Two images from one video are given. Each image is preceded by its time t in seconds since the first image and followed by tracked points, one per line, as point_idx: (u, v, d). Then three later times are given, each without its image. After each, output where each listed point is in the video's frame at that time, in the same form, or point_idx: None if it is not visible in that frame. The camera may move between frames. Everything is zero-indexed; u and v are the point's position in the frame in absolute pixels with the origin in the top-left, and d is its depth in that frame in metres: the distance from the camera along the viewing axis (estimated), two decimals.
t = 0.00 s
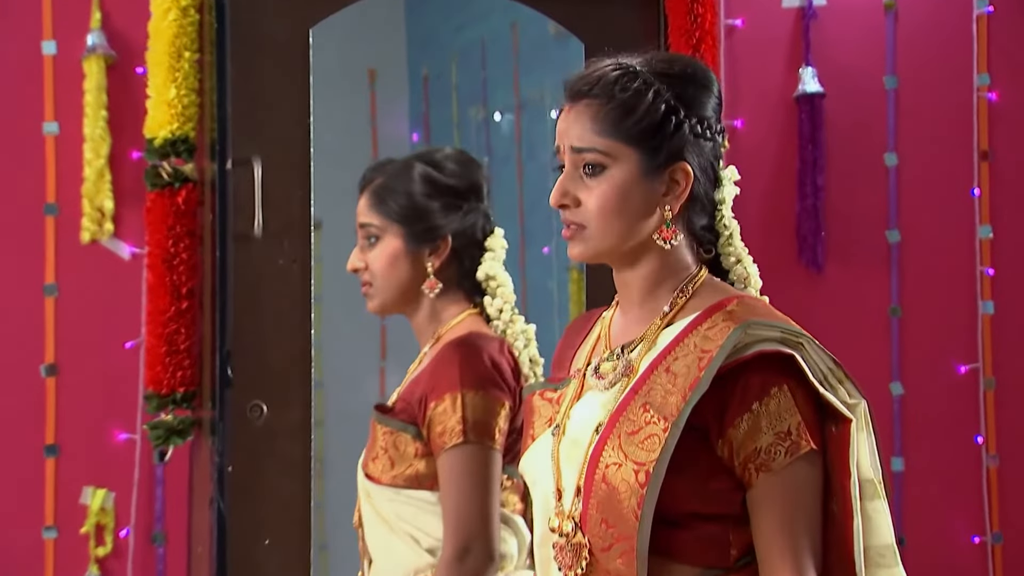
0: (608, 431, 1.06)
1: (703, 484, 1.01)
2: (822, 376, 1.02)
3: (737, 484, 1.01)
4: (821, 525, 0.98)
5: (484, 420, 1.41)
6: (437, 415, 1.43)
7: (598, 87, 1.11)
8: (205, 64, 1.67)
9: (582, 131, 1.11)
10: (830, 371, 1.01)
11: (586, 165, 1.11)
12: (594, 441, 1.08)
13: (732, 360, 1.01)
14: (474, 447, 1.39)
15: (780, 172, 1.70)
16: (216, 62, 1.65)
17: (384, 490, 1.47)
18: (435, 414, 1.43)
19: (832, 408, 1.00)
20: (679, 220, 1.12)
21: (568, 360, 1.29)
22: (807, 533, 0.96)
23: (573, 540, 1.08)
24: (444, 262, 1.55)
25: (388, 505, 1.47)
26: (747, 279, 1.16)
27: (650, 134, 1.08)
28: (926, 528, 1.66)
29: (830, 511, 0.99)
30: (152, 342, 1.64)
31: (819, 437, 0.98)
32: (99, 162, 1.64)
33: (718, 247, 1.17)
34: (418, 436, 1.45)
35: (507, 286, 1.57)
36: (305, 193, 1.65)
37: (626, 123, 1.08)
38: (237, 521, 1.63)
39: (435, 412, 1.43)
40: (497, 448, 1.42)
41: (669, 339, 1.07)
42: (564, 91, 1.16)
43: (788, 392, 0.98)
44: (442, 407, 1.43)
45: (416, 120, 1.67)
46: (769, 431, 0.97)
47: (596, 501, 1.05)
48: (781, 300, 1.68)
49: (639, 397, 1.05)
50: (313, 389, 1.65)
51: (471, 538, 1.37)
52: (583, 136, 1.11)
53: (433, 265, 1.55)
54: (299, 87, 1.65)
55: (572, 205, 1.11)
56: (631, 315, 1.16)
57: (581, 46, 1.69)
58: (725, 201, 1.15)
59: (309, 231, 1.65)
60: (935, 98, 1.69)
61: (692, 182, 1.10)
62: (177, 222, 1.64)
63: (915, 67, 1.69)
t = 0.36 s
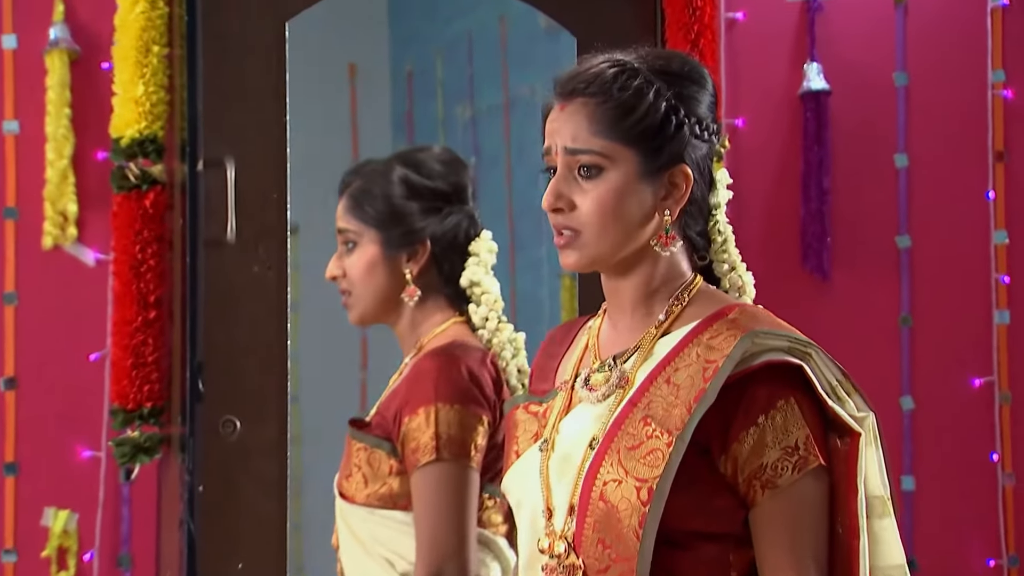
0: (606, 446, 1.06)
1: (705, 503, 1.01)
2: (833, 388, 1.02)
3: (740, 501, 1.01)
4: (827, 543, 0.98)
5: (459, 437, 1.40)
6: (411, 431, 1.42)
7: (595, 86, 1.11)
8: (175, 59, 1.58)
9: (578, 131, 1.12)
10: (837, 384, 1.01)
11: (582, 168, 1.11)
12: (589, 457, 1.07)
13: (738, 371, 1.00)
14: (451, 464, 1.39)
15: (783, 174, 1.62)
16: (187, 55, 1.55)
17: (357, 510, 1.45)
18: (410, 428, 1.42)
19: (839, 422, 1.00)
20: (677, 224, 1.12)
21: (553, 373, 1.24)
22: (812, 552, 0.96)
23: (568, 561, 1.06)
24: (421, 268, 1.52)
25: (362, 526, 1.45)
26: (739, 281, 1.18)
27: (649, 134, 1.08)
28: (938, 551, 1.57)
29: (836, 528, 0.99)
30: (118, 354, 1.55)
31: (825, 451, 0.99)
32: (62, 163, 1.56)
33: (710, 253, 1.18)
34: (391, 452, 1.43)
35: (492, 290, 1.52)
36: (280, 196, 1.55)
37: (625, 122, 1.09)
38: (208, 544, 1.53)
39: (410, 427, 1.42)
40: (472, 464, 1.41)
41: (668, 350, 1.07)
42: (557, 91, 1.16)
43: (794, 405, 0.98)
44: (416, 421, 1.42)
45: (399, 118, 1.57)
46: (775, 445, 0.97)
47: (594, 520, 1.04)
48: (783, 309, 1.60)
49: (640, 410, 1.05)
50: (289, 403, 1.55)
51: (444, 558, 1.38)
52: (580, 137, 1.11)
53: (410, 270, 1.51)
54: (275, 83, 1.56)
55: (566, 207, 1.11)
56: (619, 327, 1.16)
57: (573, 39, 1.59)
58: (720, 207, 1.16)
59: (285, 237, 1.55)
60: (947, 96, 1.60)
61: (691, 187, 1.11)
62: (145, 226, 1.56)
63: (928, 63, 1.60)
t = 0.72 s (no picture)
0: (593, 458, 0.98)
1: (695, 517, 0.95)
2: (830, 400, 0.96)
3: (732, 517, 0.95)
4: (822, 564, 0.92)
5: (438, 448, 1.33)
6: (387, 442, 1.34)
7: (580, 85, 1.06)
8: (145, 54, 1.50)
9: (564, 133, 1.06)
10: (836, 395, 0.96)
11: (568, 170, 1.05)
12: (575, 469, 1.00)
13: (733, 379, 0.94)
14: (428, 477, 1.31)
15: (785, 175, 1.54)
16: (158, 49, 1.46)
17: (332, 525, 1.37)
18: (386, 440, 1.34)
19: (837, 435, 0.94)
20: (667, 229, 1.07)
21: (533, 382, 1.17)
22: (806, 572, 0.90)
23: None
24: (405, 273, 1.43)
25: (336, 543, 1.37)
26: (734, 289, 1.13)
27: (639, 135, 1.03)
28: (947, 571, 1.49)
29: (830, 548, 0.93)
30: (83, 364, 1.48)
31: (821, 466, 0.93)
32: (26, 163, 1.50)
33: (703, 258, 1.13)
34: (367, 464, 1.35)
35: (479, 295, 1.44)
36: (256, 199, 1.47)
37: (614, 123, 1.03)
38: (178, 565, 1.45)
39: (386, 438, 1.34)
40: (451, 478, 1.33)
41: (657, 358, 1.01)
42: (541, 90, 1.10)
43: (790, 417, 0.92)
44: (392, 433, 1.34)
45: (381, 117, 1.49)
46: (770, 458, 0.91)
47: (580, 536, 0.97)
48: (783, 317, 1.53)
49: (628, 420, 0.98)
50: (265, 414, 1.47)
51: None
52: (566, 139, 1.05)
53: (394, 275, 1.43)
54: (251, 79, 1.48)
55: (552, 212, 1.05)
56: (605, 333, 1.10)
57: (564, 33, 1.52)
58: (712, 211, 1.11)
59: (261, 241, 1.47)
60: (957, 93, 1.52)
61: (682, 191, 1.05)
62: (112, 230, 1.48)
63: (937, 59, 1.53)
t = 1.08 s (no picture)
0: (583, 469, 0.95)
1: (690, 531, 0.92)
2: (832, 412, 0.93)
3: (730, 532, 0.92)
4: None
5: (422, 459, 1.27)
6: (370, 453, 1.29)
7: (576, 83, 1.01)
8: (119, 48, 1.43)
9: (559, 133, 1.00)
10: (837, 405, 0.93)
11: (563, 172, 1.00)
12: (565, 480, 0.97)
13: (731, 389, 0.91)
14: (412, 489, 1.26)
15: (794, 175, 1.48)
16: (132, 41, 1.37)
17: (311, 539, 1.32)
18: (368, 450, 1.29)
19: (839, 448, 0.91)
20: (665, 232, 1.03)
21: (519, 390, 1.13)
22: None
23: None
24: (392, 278, 1.36)
25: (315, 557, 1.31)
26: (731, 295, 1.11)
27: (637, 135, 0.98)
28: None
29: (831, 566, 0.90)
30: (55, 376, 1.41)
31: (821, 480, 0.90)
32: None
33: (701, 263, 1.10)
34: (349, 476, 1.29)
35: (470, 300, 1.37)
36: (235, 201, 1.40)
37: (611, 123, 0.98)
38: None
39: (368, 448, 1.29)
40: (436, 491, 1.28)
41: (651, 365, 0.98)
42: (532, 88, 1.05)
43: (791, 428, 0.90)
44: (374, 443, 1.29)
45: (368, 113, 1.41)
46: (769, 471, 0.88)
47: (570, 552, 0.93)
48: (788, 325, 1.46)
49: (621, 430, 0.95)
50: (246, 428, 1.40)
51: None
52: (562, 139, 1.00)
53: (381, 280, 1.36)
54: (231, 74, 1.41)
55: (546, 216, 0.99)
56: (594, 339, 1.06)
57: (560, 27, 1.47)
58: (710, 214, 1.07)
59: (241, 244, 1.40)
60: (974, 90, 1.45)
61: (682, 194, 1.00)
62: (84, 234, 1.41)
63: (953, 53, 1.45)
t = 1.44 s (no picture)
0: (575, 482, 0.91)
1: (686, 545, 0.89)
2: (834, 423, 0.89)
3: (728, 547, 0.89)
4: None
5: (404, 471, 1.23)
6: (350, 465, 1.24)
7: (572, 82, 0.95)
8: (96, 45, 1.37)
9: (554, 134, 0.95)
10: (839, 415, 0.90)
11: (558, 175, 0.94)
12: (556, 494, 0.92)
13: (730, 399, 0.88)
14: (393, 502, 1.22)
15: (799, 176, 1.44)
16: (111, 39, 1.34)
17: (290, 556, 1.25)
18: (347, 462, 1.24)
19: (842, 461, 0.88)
20: (663, 237, 0.98)
21: (505, 399, 1.07)
22: None
23: None
24: (376, 283, 1.31)
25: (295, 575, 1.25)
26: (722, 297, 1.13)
27: (637, 136, 0.93)
28: None
29: None
30: (29, 387, 1.35)
31: (823, 494, 0.87)
32: None
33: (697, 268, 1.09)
34: (329, 489, 1.24)
35: (458, 306, 1.33)
36: (218, 203, 1.35)
37: (609, 123, 0.93)
38: None
39: (347, 460, 1.24)
40: (418, 503, 1.24)
41: (647, 374, 0.94)
42: (525, 86, 0.99)
43: (792, 439, 0.86)
44: (355, 454, 1.24)
45: (355, 111, 1.36)
46: (769, 484, 0.85)
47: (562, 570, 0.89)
48: (790, 332, 1.42)
49: (614, 441, 0.91)
50: (228, 441, 1.34)
51: None
52: (557, 140, 0.95)
53: (364, 285, 1.31)
54: (214, 71, 1.35)
55: (539, 221, 0.94)
56: (582, 347, 1.01)
57: (555, 22, 1.43)
58: (706, 218, 1.06)
59: (224, 248, 1.34)
60: (988, 87, 1.38)
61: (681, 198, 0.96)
62: (61, 238, 1.35)
63: (966, 49, 1.39)
